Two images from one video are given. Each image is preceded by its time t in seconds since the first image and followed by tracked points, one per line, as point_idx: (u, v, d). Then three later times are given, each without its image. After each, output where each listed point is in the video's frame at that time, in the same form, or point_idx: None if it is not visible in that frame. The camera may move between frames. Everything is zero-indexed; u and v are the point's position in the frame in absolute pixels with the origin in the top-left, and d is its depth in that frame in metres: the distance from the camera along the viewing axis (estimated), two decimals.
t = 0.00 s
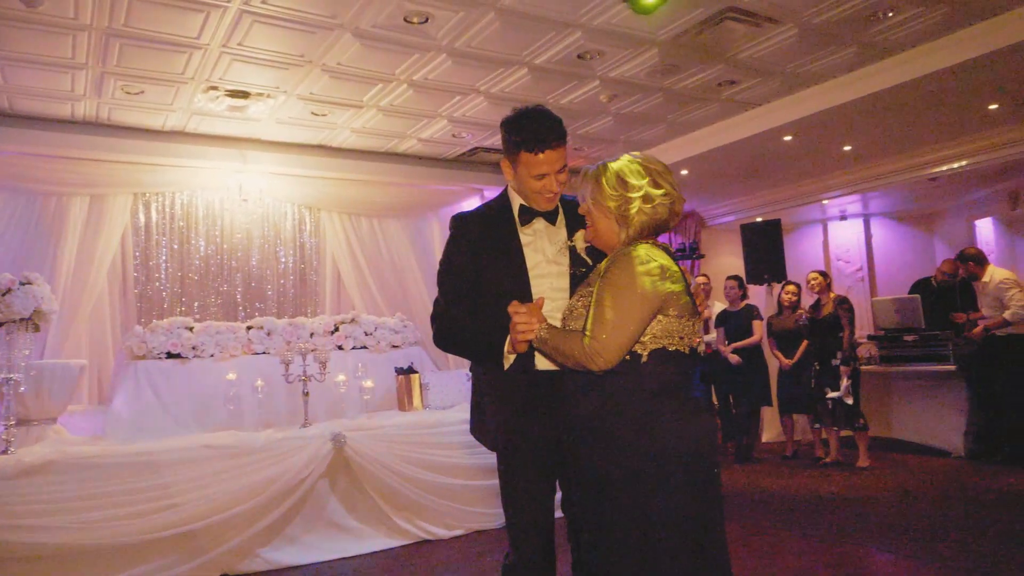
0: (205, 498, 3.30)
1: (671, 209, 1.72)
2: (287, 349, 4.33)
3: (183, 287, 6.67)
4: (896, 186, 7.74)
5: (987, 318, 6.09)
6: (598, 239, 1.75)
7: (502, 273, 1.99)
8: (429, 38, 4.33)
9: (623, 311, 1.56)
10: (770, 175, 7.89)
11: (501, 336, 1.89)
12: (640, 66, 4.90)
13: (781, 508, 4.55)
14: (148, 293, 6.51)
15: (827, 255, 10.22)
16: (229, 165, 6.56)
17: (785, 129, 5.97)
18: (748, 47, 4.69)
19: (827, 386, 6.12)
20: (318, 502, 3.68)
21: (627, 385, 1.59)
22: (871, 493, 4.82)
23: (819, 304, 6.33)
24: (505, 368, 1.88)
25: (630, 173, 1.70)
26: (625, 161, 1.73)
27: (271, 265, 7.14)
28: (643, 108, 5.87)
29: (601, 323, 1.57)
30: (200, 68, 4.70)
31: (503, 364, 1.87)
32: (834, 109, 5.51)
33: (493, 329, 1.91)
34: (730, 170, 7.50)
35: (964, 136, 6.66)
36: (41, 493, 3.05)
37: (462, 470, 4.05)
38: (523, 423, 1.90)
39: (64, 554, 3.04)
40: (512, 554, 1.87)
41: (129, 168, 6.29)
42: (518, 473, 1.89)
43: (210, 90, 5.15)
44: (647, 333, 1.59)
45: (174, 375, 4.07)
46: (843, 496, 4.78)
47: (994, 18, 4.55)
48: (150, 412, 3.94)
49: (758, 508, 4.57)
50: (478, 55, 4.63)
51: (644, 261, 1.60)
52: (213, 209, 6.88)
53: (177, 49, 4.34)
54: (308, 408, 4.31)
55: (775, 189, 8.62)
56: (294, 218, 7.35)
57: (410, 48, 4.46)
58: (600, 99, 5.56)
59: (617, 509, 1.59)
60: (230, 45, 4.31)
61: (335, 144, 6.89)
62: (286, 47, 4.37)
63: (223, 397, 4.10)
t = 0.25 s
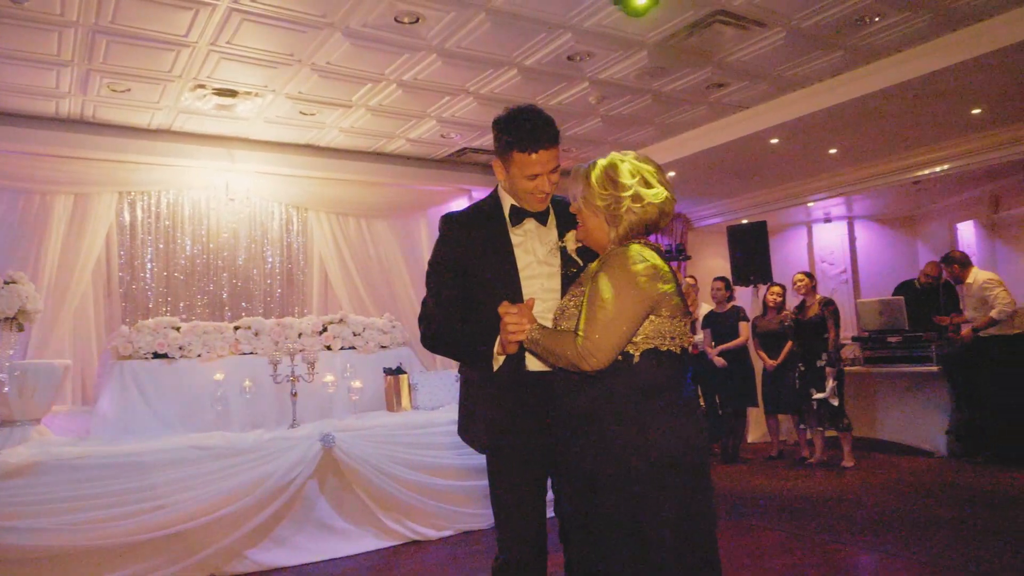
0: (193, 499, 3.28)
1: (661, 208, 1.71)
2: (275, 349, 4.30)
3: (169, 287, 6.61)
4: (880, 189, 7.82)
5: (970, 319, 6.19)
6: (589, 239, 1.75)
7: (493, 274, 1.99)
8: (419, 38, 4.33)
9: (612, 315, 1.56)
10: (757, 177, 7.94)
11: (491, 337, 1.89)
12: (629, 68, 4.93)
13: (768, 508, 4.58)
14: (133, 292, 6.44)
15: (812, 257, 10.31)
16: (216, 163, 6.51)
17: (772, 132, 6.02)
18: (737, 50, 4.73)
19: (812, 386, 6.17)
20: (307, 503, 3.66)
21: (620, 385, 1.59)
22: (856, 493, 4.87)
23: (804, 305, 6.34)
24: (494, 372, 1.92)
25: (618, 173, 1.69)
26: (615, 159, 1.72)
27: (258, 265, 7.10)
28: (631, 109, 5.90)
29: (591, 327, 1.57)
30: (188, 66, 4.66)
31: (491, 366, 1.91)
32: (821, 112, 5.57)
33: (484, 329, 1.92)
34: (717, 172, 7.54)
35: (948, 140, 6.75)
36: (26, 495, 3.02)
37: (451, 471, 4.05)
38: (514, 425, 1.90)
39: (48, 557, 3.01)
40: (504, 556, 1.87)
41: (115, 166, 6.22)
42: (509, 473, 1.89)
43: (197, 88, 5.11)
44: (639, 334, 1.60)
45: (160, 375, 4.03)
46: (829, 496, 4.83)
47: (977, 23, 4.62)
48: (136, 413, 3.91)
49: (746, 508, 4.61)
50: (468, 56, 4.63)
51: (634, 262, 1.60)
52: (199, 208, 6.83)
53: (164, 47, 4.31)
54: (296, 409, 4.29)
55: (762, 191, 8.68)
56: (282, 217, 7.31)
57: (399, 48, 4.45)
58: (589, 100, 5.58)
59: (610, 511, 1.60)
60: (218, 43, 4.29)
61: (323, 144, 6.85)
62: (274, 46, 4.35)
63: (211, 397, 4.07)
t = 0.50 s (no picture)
0: (181, 500, 3.26)
1: (653, 206, 1.67)
2: (263, 349, 4.28)
3: (155, 286, 6.55)
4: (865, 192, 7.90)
5: (956, 319, 6.25)
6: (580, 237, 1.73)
7: (484, 274, 1.98)
8: (410, 38, 4.32)
9: (602, 314, 1.56)
10: (743, 179, 8.00)
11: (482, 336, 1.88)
12: (619, 69, 4.94)
13: (755, 508, 4.61)
14: (118, 291, 6.38)
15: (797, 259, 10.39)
16: (203, 162, 6.46)
17: (759, 134, 6.06)
18: (726, 52, 4.76)
19: (798, 387, 6.21)
20: (296, 504, 3.64)
21: (611, 384, 1.60)
22: (842, 493, 4.91)
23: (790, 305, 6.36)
24: (484, 370, 1.91)
25: (609, 169, 1.66)
26: (607, 155, 1.68)
27: (245, 264, 7.05)
28: (620, 111, 5.91)
29: (580, 325, 1.57)
30: (176, 64, 4.63)
31: (481, 366, 1.91)
32: (808, 115, 5.62)
33: (475, 329, 1.90)
34: (704, 173, 7.58)
35: (931, 144, 6.83)
36: (11, 495, 2.98)
37: (440, 471, 4.05)
38: (505, 425, 1.89)
39: (34, 558, 2.98)
40: (494, 557, 1.86)
41: (100, 164, 6.16)
42: (500, 473, 1.88)
43: (185, 86, 5.07)
44: (630, 333, 1.60)
45: (148, 375, 4.00)
46: (815, 495, 4.86)
47: (962, 28, 4.68)
48: (122, 413, 3.88)
49: (733, 508, 4.63)
50: (458, 56, 4.63)
51: (625, 262, 1.59)
52: (185, 206, 6.77)
53: (152, 43, 4.28)
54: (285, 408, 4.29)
55: (748, 193, 8.74)
56: (269, 217, 7.27)
57: (390, 46, 4.44)
58: (578, 101, 5.59)
59: (602, 509, 1.60)
60: (207, 41, 4.26)
61: (311, 143, 6.82)
62: (264, 44, 4.33)
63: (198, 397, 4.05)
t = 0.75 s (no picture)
0: (168, 499, 3.24)
1: (646, 205, 1.65)
2: (251, 348, 4.25)
3: (141, 285, 6.50)
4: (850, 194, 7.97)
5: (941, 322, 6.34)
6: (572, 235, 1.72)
7: (476, 272, 1.97)
8: (401, 37, 4.32)
9: (595, 311, 1.55)
10: (730, 180, 8.05)
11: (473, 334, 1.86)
12: (609, 71, 4.97)
13: (741, 507, 4.64)
14: (103, 290, 6.32)
15: (783, 260, 10.47)
16: (190, 160, 6.41)
17: (747, 136, 6.11)
18: (715, 55, 4.80)
19: (784, 387, 6.27)
20: (285, 503, 3.63)
21: (601, 382, 1.58)
22: (827, 492, 4.97)
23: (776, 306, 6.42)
24: (473, 368, 1.88)
25: (602, 168, 1.65)
26: (600, 154, 1.67)
27: (232, 263, 7.01)
28: (609, 112, 5.94)
29: (574, 322, 1.56)
30: (164, 61, 4.60)
31: (471, 364, 1.88)
32: (795, 118, 5.67)
33: (466, 327, 1.90)
34: (691, 174, 7.62)
35: (915, 147, 6.92)
36: None
37: (429, 470, 4.05)
38: (496, 423, 1.88)
39: (19, 559, 2.95)
40: (485, 556, 1.86)
41: (86, 161, 6.09)
42: (490, 472, 1.88)
43: (172, 83, 5.03)
44: (622, 332, 1.59)
45: (134, 374, 3.97)
46: (801, 495, 4.91)
47: (947, 34, 4.75)
48: (109, 412, 3.85)
49: (720, 508, 4.66)
50: (449, 56, 4.63)
51: (617, 260, 1.58)
52: (172, 204, 6.72)
53: (140, 40, 4.24)
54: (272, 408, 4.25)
55: (734, 195, 8.80)
56: (256, 215, 7.23)
57: (380, 46, 4.44)
58: (567, 102, 5.61)
59: (592, 507, 1.59)
60: (196, 38, 4.24)
61: (300, 142, 6.79)
62: (254, 41, 4.31)
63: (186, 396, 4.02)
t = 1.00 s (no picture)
0: (155, 500, 3.22)
1: (639, 203, 1.66)
2: (240, 347, 4.23)
3: (127, 283, 6.44)
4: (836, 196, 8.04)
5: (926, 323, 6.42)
6: (565, 233, 1.72)
7: (467, 271, 1.95)
8: (392, 35, 4.31)
9: (589, 309, 1.55)
10: (718, 182, 8.09)
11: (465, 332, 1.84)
12: (599, 71, 4.98)
13: (729, 507, 4.67)
14: (88, 288, 6.26)
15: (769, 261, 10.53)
16: (177, 157, 6.36)
17: (735, 138, 6.14)
18: (705, 56, 4.83)
19: (771, 387, 6.31)
20: (273, 503, 3.61)
21: (595, 381, 1.57)
22: (814, 492, 5.01)
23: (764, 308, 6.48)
24: (464, 366, 1.85)
25: (595, 166, 1.65)
26: (594, 152, 1.68)
27: (219, 262, 6.96)
28: (599, 112, 5.95)
29: (567, 320, 1.57)
30: (151, 57, 4.56)
31: (462, 362, 1.84)
32: (783, 120, 5.72)
33: (458, 326, 1.88)
34: (680, 175, 7.65)
35: (901, 150, 7.00)
36: None
37: (418, 469, 4.05)
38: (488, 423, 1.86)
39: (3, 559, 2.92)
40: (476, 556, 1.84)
41: (71, 158, 6.03)
42: (482, 473, 1.86)
43: (160, 79, 4.99)
44: (615, 330, 1.59)
45: (121, 373, 3.94)
46: (788, 494, 4.94)
47: (932, 38, 4.81)
48: (95, 411, 3.81)
49: (708, 507, 4.69)
50: (439, 54, 4.62)
51: (611, 258, 1.59)
52: (158, 202, 6.67)
53: (127, 35, 4.20)
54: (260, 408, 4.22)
55: (722, 196, 8.84)
56: (244, 214, 7.18)
57: (371, 44, 4.42)
58: (557, 102, 5.62)
59: (585, 505, 1.59)
60: (184, 34, 4.20)
61: (289, 140, 6.76)
62: (243, 38, 4.28)
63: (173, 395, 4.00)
